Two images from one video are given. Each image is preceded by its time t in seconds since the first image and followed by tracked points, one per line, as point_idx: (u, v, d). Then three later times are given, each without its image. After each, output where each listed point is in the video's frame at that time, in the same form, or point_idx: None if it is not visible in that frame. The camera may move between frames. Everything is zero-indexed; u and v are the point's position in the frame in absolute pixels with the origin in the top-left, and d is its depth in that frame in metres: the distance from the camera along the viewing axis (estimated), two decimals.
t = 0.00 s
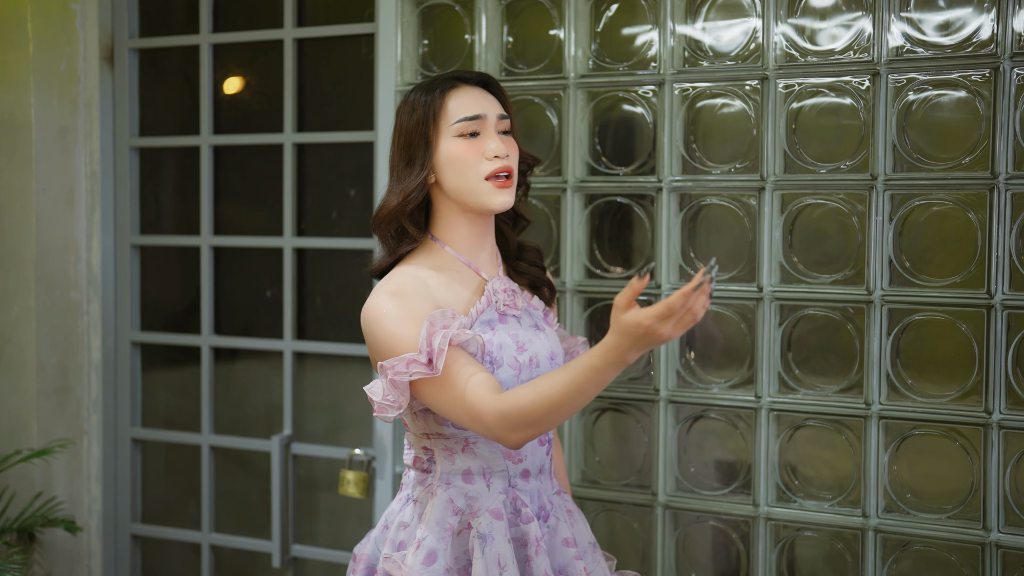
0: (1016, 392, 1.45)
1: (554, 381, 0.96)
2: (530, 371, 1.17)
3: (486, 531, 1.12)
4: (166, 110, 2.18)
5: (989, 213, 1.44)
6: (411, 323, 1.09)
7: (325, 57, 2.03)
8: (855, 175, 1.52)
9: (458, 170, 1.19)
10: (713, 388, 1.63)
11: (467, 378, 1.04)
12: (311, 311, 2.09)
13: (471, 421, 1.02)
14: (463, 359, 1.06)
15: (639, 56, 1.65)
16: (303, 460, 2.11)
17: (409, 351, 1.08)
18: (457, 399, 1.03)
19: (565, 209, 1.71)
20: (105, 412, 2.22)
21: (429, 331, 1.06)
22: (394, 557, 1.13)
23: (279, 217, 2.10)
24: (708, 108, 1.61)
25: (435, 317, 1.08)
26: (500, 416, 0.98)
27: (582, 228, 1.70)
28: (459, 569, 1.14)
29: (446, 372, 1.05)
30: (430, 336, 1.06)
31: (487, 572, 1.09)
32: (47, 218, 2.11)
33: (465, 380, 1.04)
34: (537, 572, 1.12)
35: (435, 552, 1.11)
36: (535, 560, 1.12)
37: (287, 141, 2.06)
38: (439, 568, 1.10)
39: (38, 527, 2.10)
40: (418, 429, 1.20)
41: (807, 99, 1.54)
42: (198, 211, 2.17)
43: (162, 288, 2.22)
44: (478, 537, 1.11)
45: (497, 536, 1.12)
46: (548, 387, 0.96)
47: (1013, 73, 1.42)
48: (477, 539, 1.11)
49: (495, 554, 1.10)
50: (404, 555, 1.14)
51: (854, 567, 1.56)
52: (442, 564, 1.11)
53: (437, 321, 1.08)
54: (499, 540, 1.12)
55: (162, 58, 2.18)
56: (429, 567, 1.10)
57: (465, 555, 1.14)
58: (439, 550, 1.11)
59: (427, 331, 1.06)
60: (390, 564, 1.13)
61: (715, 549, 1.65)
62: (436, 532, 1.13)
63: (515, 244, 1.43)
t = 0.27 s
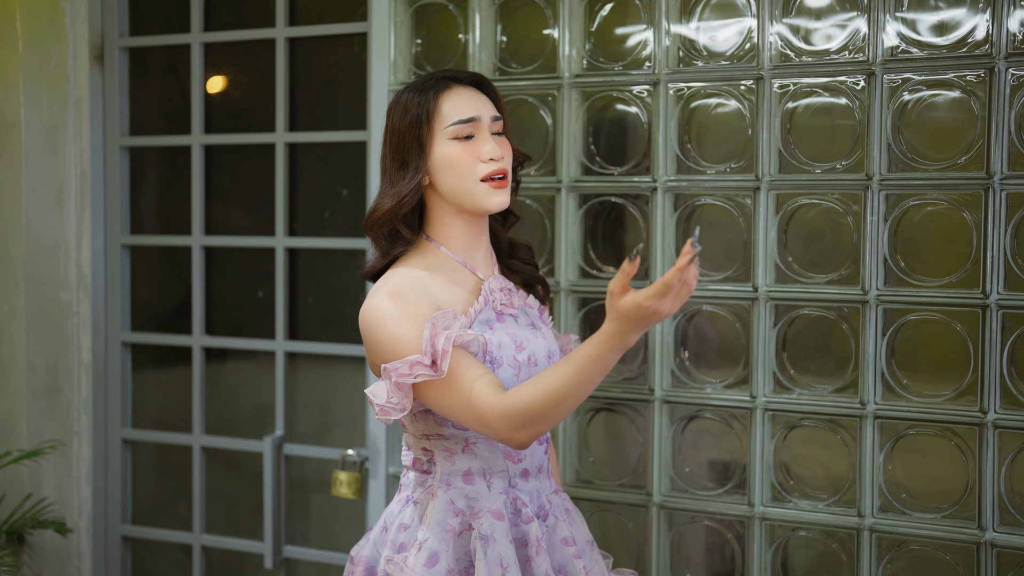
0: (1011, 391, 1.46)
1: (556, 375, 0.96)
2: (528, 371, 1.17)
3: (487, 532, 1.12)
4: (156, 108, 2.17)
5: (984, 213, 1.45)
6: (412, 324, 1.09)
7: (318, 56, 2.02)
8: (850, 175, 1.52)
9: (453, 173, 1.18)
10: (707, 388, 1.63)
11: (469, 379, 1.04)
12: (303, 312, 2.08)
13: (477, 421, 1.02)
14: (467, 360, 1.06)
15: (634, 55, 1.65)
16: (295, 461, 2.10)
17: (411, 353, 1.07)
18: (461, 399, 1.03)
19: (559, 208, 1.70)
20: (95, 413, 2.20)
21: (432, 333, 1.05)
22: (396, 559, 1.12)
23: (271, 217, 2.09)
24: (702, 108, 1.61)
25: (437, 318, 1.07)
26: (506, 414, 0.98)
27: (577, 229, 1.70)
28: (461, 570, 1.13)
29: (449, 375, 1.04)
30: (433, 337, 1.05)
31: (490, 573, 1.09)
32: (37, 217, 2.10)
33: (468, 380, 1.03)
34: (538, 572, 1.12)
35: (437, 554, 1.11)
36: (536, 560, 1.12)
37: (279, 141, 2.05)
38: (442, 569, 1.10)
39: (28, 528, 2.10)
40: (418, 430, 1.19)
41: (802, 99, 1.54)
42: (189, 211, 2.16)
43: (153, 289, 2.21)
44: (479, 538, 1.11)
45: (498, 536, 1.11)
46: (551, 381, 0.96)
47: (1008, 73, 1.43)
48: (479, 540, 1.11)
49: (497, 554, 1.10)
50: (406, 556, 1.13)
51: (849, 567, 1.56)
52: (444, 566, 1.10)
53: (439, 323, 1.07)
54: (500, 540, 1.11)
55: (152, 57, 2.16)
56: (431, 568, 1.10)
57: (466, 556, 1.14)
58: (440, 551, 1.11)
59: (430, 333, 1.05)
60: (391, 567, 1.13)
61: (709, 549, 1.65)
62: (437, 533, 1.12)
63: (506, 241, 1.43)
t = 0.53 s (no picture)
0: (1007, 390, 1.46)
1: (551, 384, 0.98)
2: (527, 370, 1.17)
3: (486, 532, 1.11)
4: (147, 107, 2.16)
5: (981, 211, 1.45)
6: (414, 322, 1.07)
7: (311, 55, 2.01)
8: (846, 174, 1.52)
9: (456, 184, 1.17)
10: (703, 387, 1.63)
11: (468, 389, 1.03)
12: (296, 311, 2.07)
13: (471, 429, 1.02)
14: (469, 366, 1.05)
15: (629, 54, 1.64)
16: (288, 462, 2.09)
17: (412, 352, 1.06)
18: (458, 408, 1.03)
19: (554, 207, 1.70)
20: (86, 414, 2.19)
21: (435, 332, 1.04)
22: (395, 560, 1.12)
23: (264, 216, 2.08)
24: (697, 108, 1.60)
25: (440, 319, 1.05)
26: (503, 422, 1.00)
27: (572, 228, 1.70)
28: (459, 571, 1.13)
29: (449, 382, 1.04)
30: (436, 338, 1.04)
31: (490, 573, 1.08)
32: (26, 216, 2.09)
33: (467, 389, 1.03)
34: (537, 572, 1.12)
35: (436, 555, 1.10)
36: (535, 560, 1.12)
37: (272, 140, 2.04)
38: (441, 571, 1.09)
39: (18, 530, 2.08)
40: (415, 430, 1.19)
41: (798, 99, 1.54)
42: (180, 211, 2.15)
43: (144, 288, 2.19)
44: (478, 539, 1.10)
45: (497, 536, 1.11)
46: (547, 390, 0.98)
47: (1004, 72, 1.43)
48: (478, 541, 1.10)
49: (497, 555, 1.10)
50: (405, 558, 1.12)
51: (845, 566, 1.56)
52: (443, 567, 1.10)
53: (442, 323, 1.06)
54: (499, 541, 1.11)
55: (143, 55, 2.15)
56: (430, 570, 1.09)
57: (465, 557, 1.13)
58: (440, 553, 1.10)
59: (433, 334, 1.04)
60: (391, 569, 1.12)
61: (704, 548, 1.65)
62: (436, 535, 1.11)
63: (500, 238, 1.41)
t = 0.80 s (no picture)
0: (1002, 388, 1.46)
1: (545, 406, 0.98)
2: (525, 371, 1.16)
3: (481, 532, 1.11)
4: (138, 106, 2.14)
5: (976, 210, 1.46)
6: (413, 317, 1.07)
7: (303, 53, 2.00)
8: (842, 173, 1.52)
9: (446, 189, 1.17)
10: (698, 386, 1.63)
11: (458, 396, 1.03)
12: (289, 311, 2.06)
13: (454, 435, 1.02)
14: (463, 369, 1.04)
15: (624, 53, 1.64)
16: (281, 462, 2.08)
17: (409, 348, 1.05)
18: (446, 413, 1.03)
19: (548, 206, 1.69)
20: (76, 415, 2.18)
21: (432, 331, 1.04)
22: (390, 560, 1.11)
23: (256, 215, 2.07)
24: (692, 107, 1.60)
25: (439, 320, 1.05)
26: (486, 433, 0.99)
27: (566, 227, 1.69)
28: (454, 571, 1.12)
29: (440, 386, 1.03)
30: (434, 338, 1.04)
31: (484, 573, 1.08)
32: (17, 217, 2.04)
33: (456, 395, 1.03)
34: (531, 573, 1.12)
35: (431, 555, 1.09)
36: (529, 560, 1.12)
37: (264, 139, 2.03)
38: (436, 570, 1.09)
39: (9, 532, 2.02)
40: (411, 428, 1.18)
41: (794, 98, 1.54)
42: (172, 210, 2.13)
43: (134, 288, 2.18)
44: (473, 538, 1.10)
45: (492, 536, 1.11)
46: (538, 411, 0.98)
47: (1000, 71, 1.43)
48: (472, 541, 1.10)
49: (491, 555, 1.09)
50: (399, 558, 1.12)
51: (841, 565, 1.57)
52: (438, 567, 1.09)
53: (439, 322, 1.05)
54: (494, 540, 1.11)
55: (134, 54, 2.14)
56: (425, 569, 1.09)
57: (459, 557, 1.13)
58: (435, 552, 1.10)
59: (430, 334, 1.04)
60: (386, 568, 1.12)
61: (699, 548, 1.65)
62: (431, 534, 1.11)
63: (503, 236, 1.40)
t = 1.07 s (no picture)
0: (1001, 387, 1.47)
1: (545, 430, 0.98)
2: (524, 370, 1.16)
3: (479, 532, 1.10)
4: (131, 104, 2.13)
5: (975, 209, 1.46)
6: (410, 319, 1.06)
7: (299, 52, 2.00)
8: (841, 172, 1.52)
9: (447, 181, 1.16)
10: (696, 386, 1.63)
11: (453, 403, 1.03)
12: (284, 311, 2.05)
13: (446, 443, 1.03)
14: (454, 374, 1.05)
15: (621, 52, 1.64)
16: (276, 463, 2.08)
17: (404, 352, 1.05)
18: (439, 418, 1.03)
19: (546, 206, 1.69)
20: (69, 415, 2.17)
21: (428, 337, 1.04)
22: (388, 561, 1.11)
23: (250, 215, 2.07)
24: (690, 106, 1.60)
25: (435, 327, 1.05)
26: (478, 445, 1.00)
27: (563, 227, 1.69)
28: (452, 571, 1.12)
29: (434, 390, 1.03)
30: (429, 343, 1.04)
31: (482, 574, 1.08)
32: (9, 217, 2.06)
33: (450, 402, 1.03)
34: (529, 574, 1.12)
35: (429, 555, 1.09)
36: (528, 562, 1.12)
37: (258, 138, 2.03)
38: (434, 571, 1.08)
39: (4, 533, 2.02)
40: (409, 427, 1.18)
41: (791, 97, 1.54)
42: (165, 209, 2.13)
43: (127, 288, 2.17)
44: (471, 539, 1.10)
45: (490, 537, 1.11)
46: (536, 432, 0.99)
47: (998, 71, 1.43)
48: (470, 541, 1.10)
49: (489, 556, 1.09)
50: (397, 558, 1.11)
51: (839, 564, 1.57)
52: (436, 567, 1.09)
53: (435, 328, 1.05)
54: (492, 541, 1.10)
55: (127, 52, 2.13)
56: (423, 570, 1.08)
57: (457, 557, 1.12)
58: (433, 553, 1.09)
59: (424, 338, 1.03)
60: (384, 569, 1.11)
61: (697, 547, 1.65)
62: (429, 534, 1.10)
63: (504, 238, 1.41)
